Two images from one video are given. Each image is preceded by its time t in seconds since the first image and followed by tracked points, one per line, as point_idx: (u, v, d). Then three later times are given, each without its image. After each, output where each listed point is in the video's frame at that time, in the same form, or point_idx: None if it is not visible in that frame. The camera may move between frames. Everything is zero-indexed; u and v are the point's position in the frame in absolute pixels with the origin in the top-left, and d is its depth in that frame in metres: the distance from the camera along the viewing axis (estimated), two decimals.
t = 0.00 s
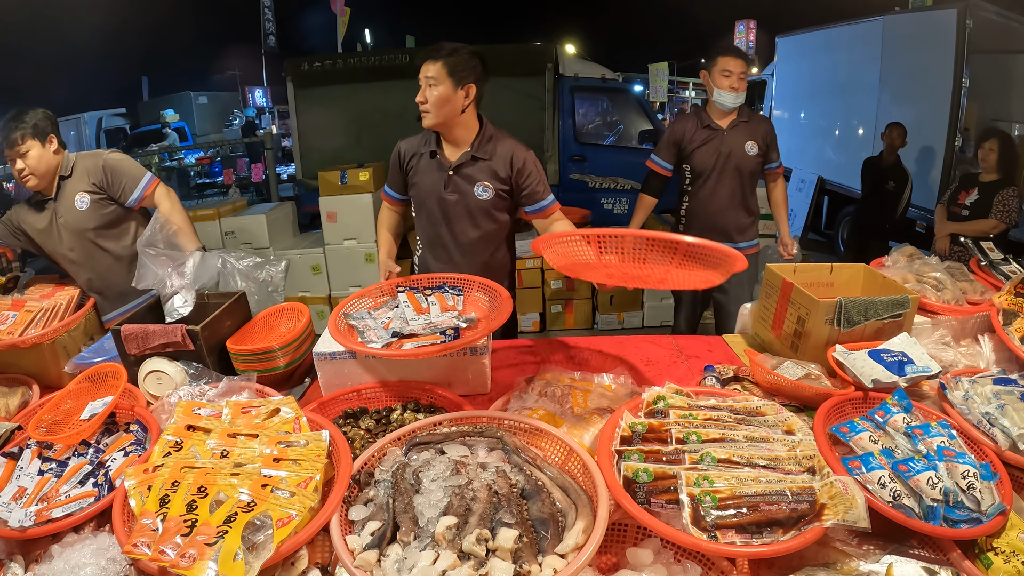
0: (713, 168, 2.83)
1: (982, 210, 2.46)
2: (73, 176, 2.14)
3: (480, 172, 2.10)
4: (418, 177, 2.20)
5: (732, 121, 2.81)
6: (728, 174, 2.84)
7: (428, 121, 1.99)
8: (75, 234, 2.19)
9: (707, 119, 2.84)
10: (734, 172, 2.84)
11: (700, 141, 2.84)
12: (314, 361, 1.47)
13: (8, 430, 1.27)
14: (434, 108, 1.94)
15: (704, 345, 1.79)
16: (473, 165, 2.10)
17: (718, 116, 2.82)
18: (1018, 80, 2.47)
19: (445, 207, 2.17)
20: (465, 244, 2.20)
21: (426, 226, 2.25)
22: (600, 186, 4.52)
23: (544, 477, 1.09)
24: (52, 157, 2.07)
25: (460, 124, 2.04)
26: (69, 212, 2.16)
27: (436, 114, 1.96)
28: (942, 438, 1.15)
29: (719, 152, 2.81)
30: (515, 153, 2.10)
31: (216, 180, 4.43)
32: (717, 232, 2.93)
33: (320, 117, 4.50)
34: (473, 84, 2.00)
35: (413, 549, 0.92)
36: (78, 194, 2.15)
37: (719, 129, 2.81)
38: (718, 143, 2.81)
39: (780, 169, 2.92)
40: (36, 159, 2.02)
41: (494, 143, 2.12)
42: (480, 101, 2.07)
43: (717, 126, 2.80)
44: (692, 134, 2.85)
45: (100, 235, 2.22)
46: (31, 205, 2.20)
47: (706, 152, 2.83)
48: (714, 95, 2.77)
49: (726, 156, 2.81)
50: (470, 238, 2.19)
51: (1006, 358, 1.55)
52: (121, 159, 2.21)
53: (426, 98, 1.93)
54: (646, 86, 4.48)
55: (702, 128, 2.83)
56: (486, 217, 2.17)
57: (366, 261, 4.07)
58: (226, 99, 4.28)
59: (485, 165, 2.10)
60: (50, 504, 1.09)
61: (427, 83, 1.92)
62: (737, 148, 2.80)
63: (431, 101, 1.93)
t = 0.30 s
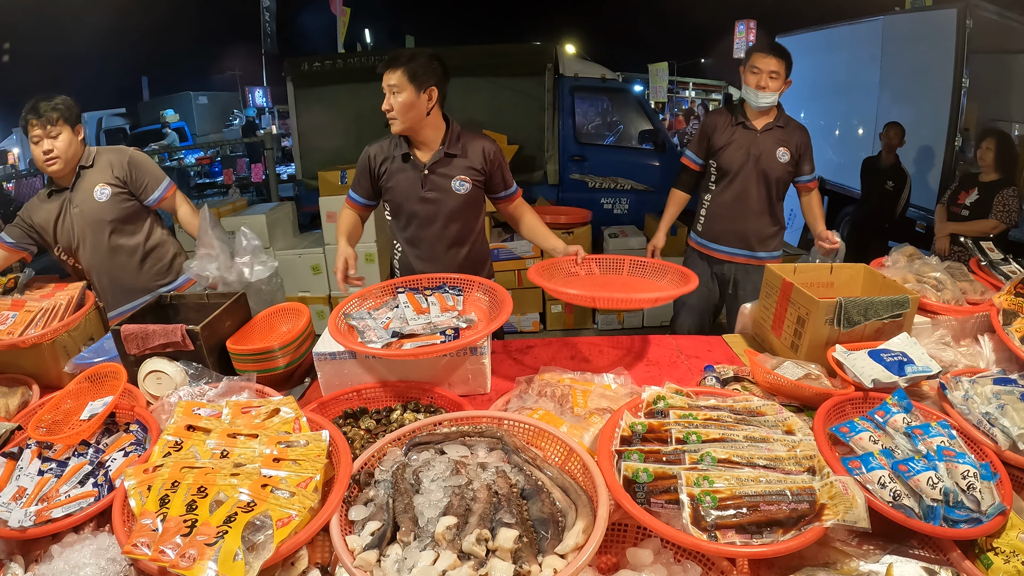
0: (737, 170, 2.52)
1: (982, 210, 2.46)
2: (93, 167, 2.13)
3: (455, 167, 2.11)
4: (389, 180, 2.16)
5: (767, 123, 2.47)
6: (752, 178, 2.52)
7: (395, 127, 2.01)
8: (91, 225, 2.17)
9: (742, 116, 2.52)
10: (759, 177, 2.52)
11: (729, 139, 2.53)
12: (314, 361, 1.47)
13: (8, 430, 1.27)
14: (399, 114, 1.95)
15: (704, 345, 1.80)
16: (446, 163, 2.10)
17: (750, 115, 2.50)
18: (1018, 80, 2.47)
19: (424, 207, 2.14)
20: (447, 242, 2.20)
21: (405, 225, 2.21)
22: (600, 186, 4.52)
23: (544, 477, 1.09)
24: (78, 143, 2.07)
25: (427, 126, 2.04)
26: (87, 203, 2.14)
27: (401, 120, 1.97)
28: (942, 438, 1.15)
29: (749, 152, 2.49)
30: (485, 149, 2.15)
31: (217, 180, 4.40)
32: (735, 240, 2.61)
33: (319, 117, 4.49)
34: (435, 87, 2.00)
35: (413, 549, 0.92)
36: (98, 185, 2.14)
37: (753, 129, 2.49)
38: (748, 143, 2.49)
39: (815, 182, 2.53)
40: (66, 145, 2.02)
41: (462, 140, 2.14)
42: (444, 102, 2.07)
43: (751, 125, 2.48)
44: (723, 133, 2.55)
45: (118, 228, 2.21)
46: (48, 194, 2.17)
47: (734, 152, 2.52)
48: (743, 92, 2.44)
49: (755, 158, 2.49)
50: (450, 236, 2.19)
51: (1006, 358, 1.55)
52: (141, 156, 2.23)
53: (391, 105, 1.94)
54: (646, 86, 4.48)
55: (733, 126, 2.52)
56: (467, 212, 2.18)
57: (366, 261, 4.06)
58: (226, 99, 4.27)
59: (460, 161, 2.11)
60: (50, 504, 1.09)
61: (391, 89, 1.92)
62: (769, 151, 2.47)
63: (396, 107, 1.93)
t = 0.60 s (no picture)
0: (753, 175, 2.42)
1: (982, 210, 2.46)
2: (129, 161, 2.14)
3: (461, 165, 2.11)
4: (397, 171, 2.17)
5: (784, 126, 2.37)
6: (767, 183, 2.43)
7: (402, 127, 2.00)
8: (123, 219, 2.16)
9: (758, 117, 2.42)
10: (775, 183, 2.43)
11: (746, 142, 2.42)
12: (314, 361, 1.47)
13: (9, 430, 1.27)
14: (407, 113, 1.92)
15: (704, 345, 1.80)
16: (452, 160, 2.10)
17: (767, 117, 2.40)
18: (1018, 80, 2.47)
19: (428, 200, 2.16)
20: (450, 235, 2.21)
21: (409, 218, 2.21)
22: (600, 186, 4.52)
23: (544, 477, 1.09)
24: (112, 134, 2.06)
25: (436, 124, 2.03)
26: (121, 197, 2.14)
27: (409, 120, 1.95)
28: (942, 438, 1.15)
29: (766, 156, 2.40)
30: (491, 148, 2.13)
31: (217, 180, 4.36)
32: (747, 244, 2.54)
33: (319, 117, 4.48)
34: (443, 86, 1.96)
35: (413, 549, 0.92)
36: (133, 179, 2.14)
37: (770, 132, 2.38)
38: (765, 146, 2.39)
39: (835, 187, 2.38)
40: (104, 137, 2.02)
41: (470, 138, 2.13)
42: (453, 100, 2.05)
43: (768, 129, 2.38)
44: (739, 134, 2.44)
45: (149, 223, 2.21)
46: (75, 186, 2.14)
47: (750, 155, 2.41)
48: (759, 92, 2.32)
49: (772, 162, 2.39)
50: (454, 231, 2.20)
51: (1006, 358, 1.55)
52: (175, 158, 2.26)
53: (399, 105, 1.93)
54: (646, 86, 4.55)
55: (749, 129, 2.42)
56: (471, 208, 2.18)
57: (366, 261, 4.07)
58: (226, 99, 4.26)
59: (466, 159, 2.11)
60: (50, 504, 1.09)
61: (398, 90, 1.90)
62: (786, 155, 2.38)
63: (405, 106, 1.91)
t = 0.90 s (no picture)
0: (762, 178, 2.40)
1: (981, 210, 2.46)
2: (181, 157, 2.14)
3: (489, 168, 2.12)
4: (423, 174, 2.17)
5: (785, 126, 2.37)
6: (776, 186, 2.41)
7: (440, 124, 2.02)
8: (173, 213, 2.14)
9: (755, 117, 2.39)
10: (783, 184, 2.42)
11: (750, 145, 2.39)
12: (314, 361, 1.47)
13: (9, 430, 1.27)
14: (444, 112, 1.96)
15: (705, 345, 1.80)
16: (482, 163, 2.12)
17: (763, 115, 2.39)
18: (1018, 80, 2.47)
19: (453, 203, 2.16)
20: (472, 239, 2.19)
21: (433, 220, 2.20)
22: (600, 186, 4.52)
23: (544, 477, 1.09)
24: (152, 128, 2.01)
25: (469, 125, 2.06)
26: (174, 190, 2.12)
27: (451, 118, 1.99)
28: (942, 438, 1.15)
29: (771, 157, 2.37)
30: (522, 152, 2.16)
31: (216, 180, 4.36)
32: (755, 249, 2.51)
33: (319, 118, 4.47)
34: (480, 86, 2.03)
35: (413, 549, 0.92)
36: (188, 174, 2.14)
37: (772, 133, 2.37)
38: (770, 148, 2.37)
39: (834, 183, 2.40)
40: (131, 126, 1.93)
41: (501, 141, 2.15)
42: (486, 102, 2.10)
43: (770, 130, 2.36)
44: (739, 138, 2.40)
45: (196, 220, 2.19)
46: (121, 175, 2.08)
47: (756, 158, 2.38)
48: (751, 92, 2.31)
49: (778, 163, 2.37)
50: (473, 236, 2.19)
51: (1006, 358, 1.55)
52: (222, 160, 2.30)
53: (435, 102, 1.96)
54: (646, 86, 4.53)
55: (750, 132, 2.39)
56: (495, 212, 2.18)
57: (366, 261, 4.07)
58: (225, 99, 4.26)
59: (496, 162, 2.13)
60: (50, 504, 1.09)
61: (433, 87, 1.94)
62: (790, 154, 2.37)
63: (440, 104, 1.96)
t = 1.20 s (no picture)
0: (762, 177, 2.39)
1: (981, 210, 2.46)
2: (220, 154, 2.13)
3: (501, 170, 2.12)
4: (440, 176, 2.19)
5: (777, 121, 2.39)
6: (778, 184, 2.41)
7: (458, 124, 2.02)
8: (206, 210, 2.11)
9: (745, 116, 2.38)
10: (783, 182, 2.42)
11: (747, 144, 2.36)
12: (314, 361, 1.47)
13: (9, 430, 1.27)
14: (464, 112, 1.97)
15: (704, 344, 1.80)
16: (494, 166, 2.12)
17: (752, 111, 2.38)
18: (1018, 80, 2.48)
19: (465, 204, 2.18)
20: (483, 241, 2.22)
21: (448, 220, 2.25)
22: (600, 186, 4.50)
23: (544, 477, 1.09)
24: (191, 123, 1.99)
25: (487, 126, 2.07)
26: (211, 187, 2.10)
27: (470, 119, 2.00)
28: (942, 438, 1.15)
29: (769, 155, 2.37)
30: (534, 153, 2.13)
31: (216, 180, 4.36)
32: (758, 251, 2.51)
33: (319, 118, 4.47)
34: (500, 87, 2.02)
35: (413, 550, 0.92)
36: (227, 172, 2.12)
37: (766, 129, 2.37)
38: (767, 147, 2.37)
39: (824, 179, 2.47)
40: (170, 121, 1.91)
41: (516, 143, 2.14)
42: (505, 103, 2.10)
43: (765, 128, 2.36)
44: (735, 137, 2.36)
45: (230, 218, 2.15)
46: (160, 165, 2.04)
47: (755, 157, 2.37)
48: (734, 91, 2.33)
49: (777, 160, 2.37)
50: (482, 238, 2.21)
51: (1006, 358, 1.55)
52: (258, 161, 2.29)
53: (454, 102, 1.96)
54: (647, 86, 4.52)
55: (744, 131, 2.36)
56: (506, 215, 2.18)
57: (366, 260, 4.07)
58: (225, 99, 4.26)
59: (507, 164, 2.12)
60: (50, 504, 1.09)
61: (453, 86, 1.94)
62: (787, 151, 2.38)
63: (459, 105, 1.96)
